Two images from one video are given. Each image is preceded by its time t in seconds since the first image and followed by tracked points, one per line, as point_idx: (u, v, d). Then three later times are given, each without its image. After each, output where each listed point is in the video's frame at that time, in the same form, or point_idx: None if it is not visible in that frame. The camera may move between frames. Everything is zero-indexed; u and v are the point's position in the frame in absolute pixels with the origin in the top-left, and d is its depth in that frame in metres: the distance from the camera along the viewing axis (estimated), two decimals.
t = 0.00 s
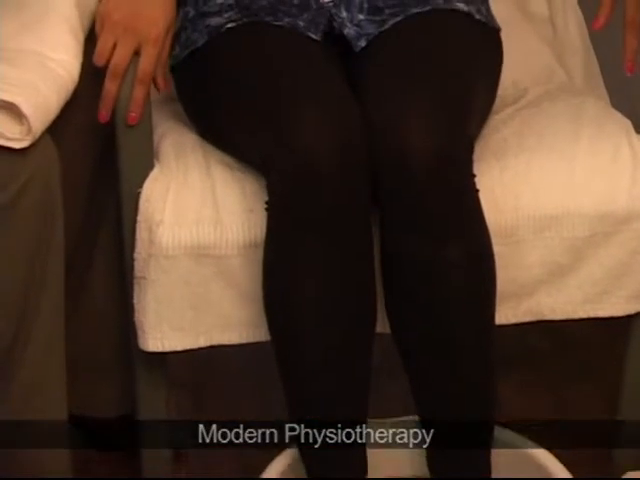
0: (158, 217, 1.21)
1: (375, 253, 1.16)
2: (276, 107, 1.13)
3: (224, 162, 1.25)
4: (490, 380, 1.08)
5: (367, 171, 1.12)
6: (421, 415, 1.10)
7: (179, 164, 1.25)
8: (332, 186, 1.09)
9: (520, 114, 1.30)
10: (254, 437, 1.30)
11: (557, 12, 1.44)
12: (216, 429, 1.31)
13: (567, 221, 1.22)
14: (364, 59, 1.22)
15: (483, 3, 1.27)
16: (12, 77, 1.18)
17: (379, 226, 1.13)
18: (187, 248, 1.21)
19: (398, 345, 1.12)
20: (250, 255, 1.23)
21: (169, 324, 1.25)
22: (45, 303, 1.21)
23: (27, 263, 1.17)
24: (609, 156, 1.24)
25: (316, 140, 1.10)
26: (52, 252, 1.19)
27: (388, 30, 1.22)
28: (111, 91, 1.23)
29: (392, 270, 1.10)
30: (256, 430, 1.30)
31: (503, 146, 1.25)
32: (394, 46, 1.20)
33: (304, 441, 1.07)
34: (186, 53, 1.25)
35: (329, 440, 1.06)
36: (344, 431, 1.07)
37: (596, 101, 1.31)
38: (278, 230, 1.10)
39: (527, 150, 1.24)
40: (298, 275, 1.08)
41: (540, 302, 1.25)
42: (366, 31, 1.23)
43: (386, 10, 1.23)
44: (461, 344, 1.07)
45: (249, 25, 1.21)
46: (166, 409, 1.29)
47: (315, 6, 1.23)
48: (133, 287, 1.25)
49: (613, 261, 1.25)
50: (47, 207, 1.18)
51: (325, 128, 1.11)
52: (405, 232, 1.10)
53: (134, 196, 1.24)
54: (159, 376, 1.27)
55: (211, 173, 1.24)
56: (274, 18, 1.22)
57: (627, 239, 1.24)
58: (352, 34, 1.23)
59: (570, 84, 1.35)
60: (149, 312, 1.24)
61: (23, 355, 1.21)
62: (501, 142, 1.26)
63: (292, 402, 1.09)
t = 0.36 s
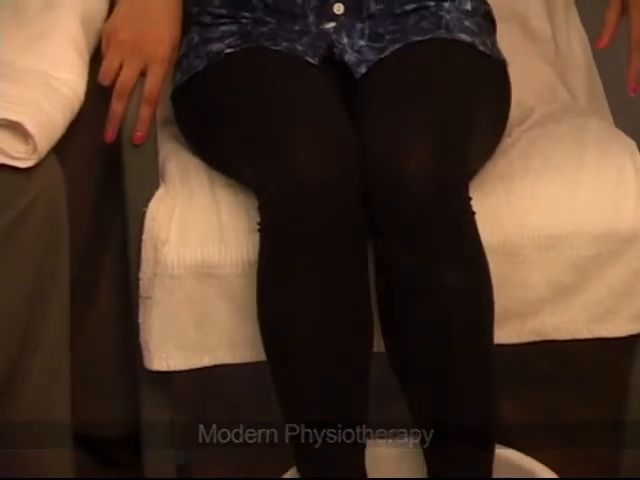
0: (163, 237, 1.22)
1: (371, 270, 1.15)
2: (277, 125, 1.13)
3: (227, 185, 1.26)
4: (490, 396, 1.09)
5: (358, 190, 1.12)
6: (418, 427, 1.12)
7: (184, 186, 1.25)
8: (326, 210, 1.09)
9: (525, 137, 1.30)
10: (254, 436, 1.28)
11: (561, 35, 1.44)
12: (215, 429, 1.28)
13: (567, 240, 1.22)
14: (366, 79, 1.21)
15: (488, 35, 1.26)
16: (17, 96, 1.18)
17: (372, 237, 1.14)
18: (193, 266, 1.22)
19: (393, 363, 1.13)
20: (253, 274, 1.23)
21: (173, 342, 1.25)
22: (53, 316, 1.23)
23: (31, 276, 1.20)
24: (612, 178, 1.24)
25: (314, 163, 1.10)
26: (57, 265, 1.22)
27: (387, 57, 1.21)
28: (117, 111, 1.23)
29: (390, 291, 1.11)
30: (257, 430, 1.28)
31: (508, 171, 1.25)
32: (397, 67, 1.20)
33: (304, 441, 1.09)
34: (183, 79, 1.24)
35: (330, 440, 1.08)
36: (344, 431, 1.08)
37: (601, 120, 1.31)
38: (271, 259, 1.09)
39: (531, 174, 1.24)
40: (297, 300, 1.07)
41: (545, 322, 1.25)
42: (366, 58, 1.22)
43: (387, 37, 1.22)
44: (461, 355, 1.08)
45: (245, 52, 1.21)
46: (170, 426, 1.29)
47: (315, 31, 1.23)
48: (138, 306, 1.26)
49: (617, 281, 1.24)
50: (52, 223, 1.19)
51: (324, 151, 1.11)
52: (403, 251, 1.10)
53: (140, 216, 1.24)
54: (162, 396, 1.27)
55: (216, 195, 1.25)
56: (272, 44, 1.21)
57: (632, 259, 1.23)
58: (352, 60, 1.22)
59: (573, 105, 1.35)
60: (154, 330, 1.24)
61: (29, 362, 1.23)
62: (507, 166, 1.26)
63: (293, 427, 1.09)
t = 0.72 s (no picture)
0: (168, 258, 1.20)
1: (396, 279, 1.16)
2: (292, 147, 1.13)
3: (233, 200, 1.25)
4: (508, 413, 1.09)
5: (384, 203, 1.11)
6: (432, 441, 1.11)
7: (189, 204, 1.24)
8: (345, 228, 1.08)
9: (530, 158, 1.31)
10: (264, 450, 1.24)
11: (566, 55, 1.50)
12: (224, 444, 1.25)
13: (573, 261, 1.22)
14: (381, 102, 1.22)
15: (503, 61, 1.27)
16: (23, 115, 1.18)
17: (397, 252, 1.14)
18: (199, 288, 1.20)
19: (413, 380, 1.12)
20: (259, 296, 1.22)
21: (178, 363, 1.24)
22: (54, 344, 1.21)
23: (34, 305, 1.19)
24: (617, 199, 1.24)
25: (334, 179, 1.09)
26: (62, 300, 1.21)
27: (408, 76, 1.23)
28: (123, 131, 1.23)
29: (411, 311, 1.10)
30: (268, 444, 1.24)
31: (514, 192, 1.25)
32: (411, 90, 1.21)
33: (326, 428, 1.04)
34: (198, 97, 1.25)
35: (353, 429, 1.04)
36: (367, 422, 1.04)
37: (604, 144, 1.32)
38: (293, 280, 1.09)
39: (538, 195, 1.24)
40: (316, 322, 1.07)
41: (549, 343, 1.25)
42: (386, 76, 1.23)
43: (406, 58, 1.24)
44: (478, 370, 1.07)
45: (266, 70, 1.21)
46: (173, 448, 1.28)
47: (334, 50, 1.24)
48: (144, 326, 1.24)
49: (622, 302, 1.24)
50: (58, 249, 1.19)
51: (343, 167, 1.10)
52: (422, 265, 1.09)
53: (145, 235, 1.22)
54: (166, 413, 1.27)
55: (221, 212, 1.23)
56: (292, 63, 1.22)
57: (636, 280, 1.24)
58: (372, 78, 1.23)
59: (579, 127, 1.38)
60: (160, 352, 1.23)
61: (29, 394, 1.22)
62: (509, 188, 1.26)
63: (307, 445, 1.08)
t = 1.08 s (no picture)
0: (172, 278, 1.19)
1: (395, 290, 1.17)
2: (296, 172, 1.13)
3: (239, 222, 1.23)
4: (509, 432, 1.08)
5: (389, 220, 1.12)
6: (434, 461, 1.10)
7: (194, 226, 1.23)
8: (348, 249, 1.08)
9: (535, 178, 1.31)
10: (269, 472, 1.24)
11: (569, 75, 1.51)
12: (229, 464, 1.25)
13: (578, 280, 1.22)
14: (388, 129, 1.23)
15: (504, 81, 1.30)
16: (27, 134, 1.18)
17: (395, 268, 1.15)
18: (203, 308, 1.19)
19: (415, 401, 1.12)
20: (265, 317, 1.20)
21: (183, 383, 1.22)
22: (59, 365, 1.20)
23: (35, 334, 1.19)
24: (621, 219, 1.24)
25: (335, 199, 1.10)
26: (65, 332, 1.20)
27: (408, 97, 1.26)
28: (128, 151, 1.22)
29: (412, 331, 1.11)
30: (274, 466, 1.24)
31: (517, 212, 1.25)
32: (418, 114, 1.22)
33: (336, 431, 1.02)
34: (200, 118, 1.27)
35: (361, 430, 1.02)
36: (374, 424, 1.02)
37: (608, 165, 1.32)
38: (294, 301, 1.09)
39: (541, 214, 1.24)
40: (317, 341, 1.07)
41: (554, 363, 1.25)
42: (386, 97, 1.27)
43: (406, 79, 1.28)
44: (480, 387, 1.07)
45: (267, 91, 1.24)
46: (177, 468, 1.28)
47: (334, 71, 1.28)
48: (148, 345, 1.23)
49: (627, 323, 1.24)
50: (62, 274, 1.19)
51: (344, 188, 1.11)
52: (422, 285, 1.09)
53: (150, 255, 1.21)
54: (170, 433, 1.27)
55: (226, 234, 1.22)
56: (294, 84, 1.26)
57: None
58: (373, 100, 1.27)
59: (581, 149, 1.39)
60: (164, 372, 1.22)
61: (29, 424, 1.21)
62: (513, 207, 1.26)
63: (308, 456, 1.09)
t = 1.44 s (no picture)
0: (178, 297, 1.19)
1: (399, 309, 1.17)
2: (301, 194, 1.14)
3: (245, 245, 1.24)
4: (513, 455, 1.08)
5: (390, 242, 1.12)
6: None
7: (200, 247, 1.23)
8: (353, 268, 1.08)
9: (540, 199, 1.31)
10: None
11: (574, 93, 1.52)
12: None
13: (585, 302, 1.21)
14: (394, 152, 1.23)
15: (510, 102, 1.31)
16: (36, 150, 1.18)
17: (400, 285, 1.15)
18: (208, 329, 1.18)
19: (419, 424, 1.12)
20: (270, 339, 1.19)
21: (189, 403, 1.21)
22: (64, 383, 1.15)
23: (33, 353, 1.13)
24: (626, 240, 1.24)
25: (340, 219, 1.10)
26: (71, 353, 1.15)
27: (413, 117, 1.26)
28: (134, 170, 1.22)
29: (416, 353, 1.11)
30: None
31: (523, 231, 1.26)
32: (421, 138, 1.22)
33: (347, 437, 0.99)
34: (205, 138, 1.27)
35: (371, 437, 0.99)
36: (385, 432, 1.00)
37: (615, 188, 1.32)
38: (300, 320, 1.09)
39: (546, 236, 1.24)
40: (321, 360, 1.07)
41: (558, 385, 1.23)
42: (392, 117, 1.27)
43: (411, 99, 1.28)
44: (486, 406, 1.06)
45: (273, 111, 1.24)
46: None
47: (340, 92, 1.29)
48: (154, 365, 1.22)
49: (632, 343, 1.23)
50: (68, 292, 1.14)
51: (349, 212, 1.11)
52: (427, 307, 1.09)
53: (155, 275, 1.22)
54: (174, 456, 1.27)
55: (233, 256, 1.22)
56: (299, 104, 1.26)
57: None
58: (378, 120, 1.27)
59: (587, 170, 1.39)
60: (170, 392, 1.21)
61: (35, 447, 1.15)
62: (520, 227, 1.26)
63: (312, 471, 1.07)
